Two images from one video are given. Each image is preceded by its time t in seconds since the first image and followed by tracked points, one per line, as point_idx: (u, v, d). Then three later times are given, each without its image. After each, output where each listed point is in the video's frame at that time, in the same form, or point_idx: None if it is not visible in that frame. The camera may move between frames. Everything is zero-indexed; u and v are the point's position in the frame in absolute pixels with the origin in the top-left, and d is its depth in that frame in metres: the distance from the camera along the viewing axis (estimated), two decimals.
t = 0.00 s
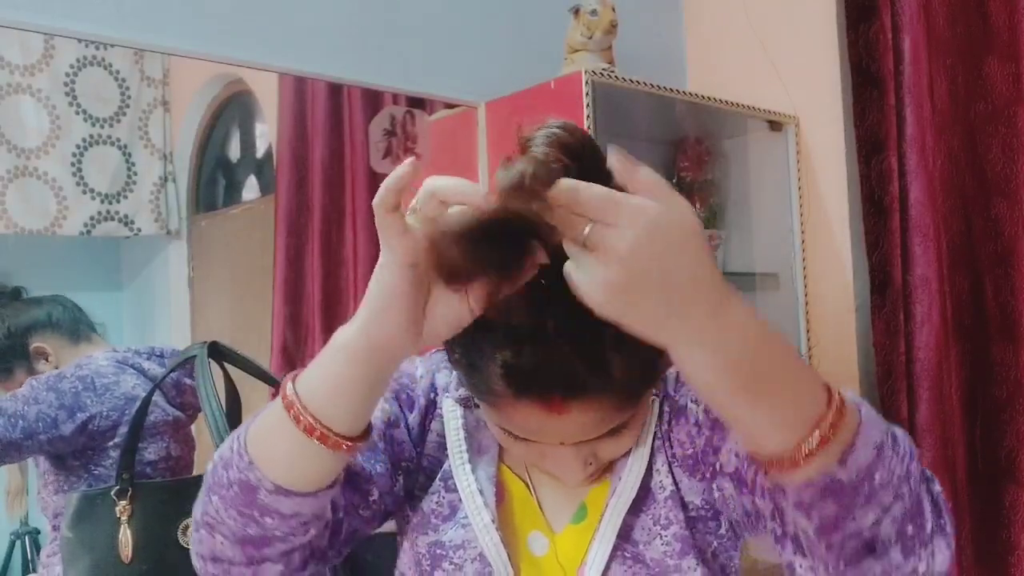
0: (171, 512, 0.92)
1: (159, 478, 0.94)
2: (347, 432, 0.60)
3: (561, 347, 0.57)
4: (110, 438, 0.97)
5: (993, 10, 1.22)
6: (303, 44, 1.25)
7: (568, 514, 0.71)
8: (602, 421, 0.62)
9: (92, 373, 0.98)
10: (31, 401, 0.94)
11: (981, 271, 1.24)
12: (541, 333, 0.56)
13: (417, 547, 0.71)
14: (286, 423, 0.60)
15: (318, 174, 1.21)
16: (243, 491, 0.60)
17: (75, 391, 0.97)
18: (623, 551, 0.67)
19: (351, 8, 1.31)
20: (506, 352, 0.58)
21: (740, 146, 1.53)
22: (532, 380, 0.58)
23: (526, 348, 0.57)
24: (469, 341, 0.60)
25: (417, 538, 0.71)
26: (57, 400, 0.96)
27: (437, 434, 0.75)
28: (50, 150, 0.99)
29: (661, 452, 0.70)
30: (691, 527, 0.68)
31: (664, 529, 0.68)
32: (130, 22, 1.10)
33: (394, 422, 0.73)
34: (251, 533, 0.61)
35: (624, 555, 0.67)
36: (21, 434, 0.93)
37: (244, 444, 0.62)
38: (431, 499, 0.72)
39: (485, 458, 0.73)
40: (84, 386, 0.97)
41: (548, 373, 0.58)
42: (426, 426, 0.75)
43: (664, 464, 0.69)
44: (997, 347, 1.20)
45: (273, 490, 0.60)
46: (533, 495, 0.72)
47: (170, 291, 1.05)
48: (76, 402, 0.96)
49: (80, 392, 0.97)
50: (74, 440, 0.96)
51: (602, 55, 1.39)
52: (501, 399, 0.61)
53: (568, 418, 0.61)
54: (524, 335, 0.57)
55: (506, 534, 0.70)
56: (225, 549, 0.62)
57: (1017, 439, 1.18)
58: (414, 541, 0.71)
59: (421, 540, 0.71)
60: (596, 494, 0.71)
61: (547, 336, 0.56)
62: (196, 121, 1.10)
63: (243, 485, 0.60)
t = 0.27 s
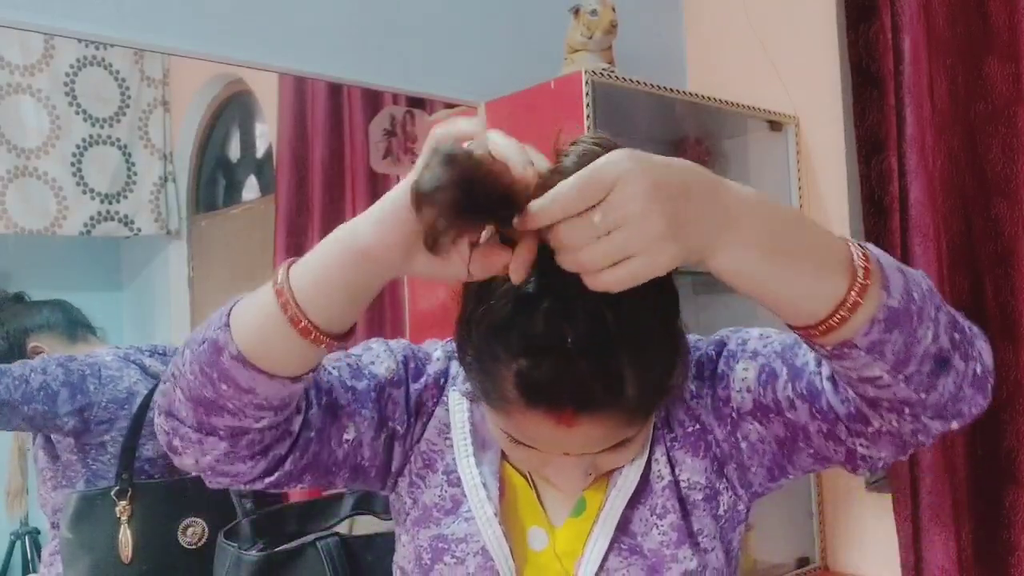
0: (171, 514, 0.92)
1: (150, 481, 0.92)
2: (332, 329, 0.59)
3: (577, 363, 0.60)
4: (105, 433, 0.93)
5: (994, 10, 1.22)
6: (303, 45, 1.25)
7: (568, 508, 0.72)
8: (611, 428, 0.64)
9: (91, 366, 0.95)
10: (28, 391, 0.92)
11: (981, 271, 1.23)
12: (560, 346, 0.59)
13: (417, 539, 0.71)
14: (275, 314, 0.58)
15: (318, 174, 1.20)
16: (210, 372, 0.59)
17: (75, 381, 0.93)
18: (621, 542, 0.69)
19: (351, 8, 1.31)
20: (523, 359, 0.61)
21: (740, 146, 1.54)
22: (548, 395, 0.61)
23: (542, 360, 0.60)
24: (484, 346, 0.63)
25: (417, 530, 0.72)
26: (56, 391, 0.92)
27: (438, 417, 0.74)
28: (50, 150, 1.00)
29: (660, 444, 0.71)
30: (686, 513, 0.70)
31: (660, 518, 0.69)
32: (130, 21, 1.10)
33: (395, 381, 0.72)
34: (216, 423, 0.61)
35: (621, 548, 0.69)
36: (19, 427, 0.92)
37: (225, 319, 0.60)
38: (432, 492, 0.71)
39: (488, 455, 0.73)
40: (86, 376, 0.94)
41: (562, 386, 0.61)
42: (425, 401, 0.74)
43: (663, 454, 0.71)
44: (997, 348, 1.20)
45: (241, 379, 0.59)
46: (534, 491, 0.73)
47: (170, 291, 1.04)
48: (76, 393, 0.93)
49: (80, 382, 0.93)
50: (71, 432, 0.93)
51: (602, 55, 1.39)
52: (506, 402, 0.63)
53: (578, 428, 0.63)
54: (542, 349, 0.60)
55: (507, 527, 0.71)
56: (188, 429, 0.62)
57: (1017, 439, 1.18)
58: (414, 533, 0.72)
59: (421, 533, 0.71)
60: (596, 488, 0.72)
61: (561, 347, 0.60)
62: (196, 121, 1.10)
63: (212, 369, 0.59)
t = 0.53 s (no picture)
0: (171, 514, 0.92)
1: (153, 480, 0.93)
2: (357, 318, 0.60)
3: (550, 359, 0.60)
4: (109, 433, 0.94)
5: (994, 11, 1.21)
6: (303, 45, 1.25)
7: (572, 508, 0.72)
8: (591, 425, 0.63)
9: (96, 367, 0.96)
10: (31, 392, 0.93)
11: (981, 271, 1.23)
12: (531, 335, 0.60)
13: (423, 538, 0.72)
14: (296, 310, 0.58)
15: (318, 174, 1.21)
16: (232, 369, 0.59)
17: (81, 382, 0.95)
18: (626, 544, 0.70)
19: (351, 8, 1.31)
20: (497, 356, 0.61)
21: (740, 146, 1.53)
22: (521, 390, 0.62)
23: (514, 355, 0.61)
24: (465, 344, 0.63)
25: (423, 529, 0.73)
26: (62, 392, 0.94)
27: (442, 417, 0.74)
28: (51, 150, 0.99)
29: (664, 446, 0.71)
30: (693, 517, 0.70)
31: (665, 522, 0.70)
32: (130, 22, 1.10)
33: (399, 381, 0.73)
34: (234, 420, 0.61)
35: (626, 549, 0.70)
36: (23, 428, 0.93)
37: (247, 315, 0.60)
38: (437, 492, 0.72)
39: (492, 455, 0.73)
40: (92, 377, 0.95)
41: (536, 385, 0.61)
42: (429, 401, 0.74)
43: (668, 458, 0.71)
44: (996, 348, 1.20)
45: (265, 374, 0.59)
46: (538, 490, 0.73)
47: (170, 291, 1.05)
48: (81, 394, 0.94)
49: (86, 383, 0.95)
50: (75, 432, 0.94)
51: (602, 55, 1.39)
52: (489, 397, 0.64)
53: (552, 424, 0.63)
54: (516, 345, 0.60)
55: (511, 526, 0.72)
56: (206, 431, 0.62)
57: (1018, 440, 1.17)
58: (419, 531, 0.73)
59: (427, 531, 0.72)
60: (598, 488, 0.72)
61: (531, 342, 0.60)
62: (196, 121, 1.10)
63: (234, 367, 0.59)
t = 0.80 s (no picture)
0: (171, 514, 0.92)
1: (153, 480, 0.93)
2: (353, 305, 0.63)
3: (523, 354, 0.60)
4: (110, 434, 0.94)
5: (994, 11, 1.22)
6: (302, 45, 1.25)
7: (569, 507, 0.72)
8: (573, 425, 0.63)
9: (97, 368, 0.97)
10: (32, 392, 0.93)
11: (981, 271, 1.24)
12: (505, 332, 0.60)
13: (420, 538, 0.72)
14: (292, 296, 0.61)
15: (318, 174, 1.21)
16: (227, 356, 0.62)
17: (82, 383, 0.95)
18: (622, 543, 0.70)
19: (351, 8, 1.31)
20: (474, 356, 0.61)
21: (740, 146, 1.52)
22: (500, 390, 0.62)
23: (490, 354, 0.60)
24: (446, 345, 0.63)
25: (420, 529, 0.72)
26: (63, 393, 0.94)
27: (439, 417, 0.75)
28: (51, 150, 0.99)
29: (662, 445, 0.71)
30: (690, 517, 0.70)
31: (662, 520, 0.69)
32: (130, 22, 1.10)
33: (395, 380, 0.74)
34: (229, 409, 0.63)
35: (623, 548, 0.69)
36: (23, 428, 0.92)
37: (242, 304, 0.63)
38: (434, 491, 0.73)
39: (490, 454, 0.73)
40: (93, 378, 0.96)
41: (513, 385, 0.61)
42: (426, 400, 0.75)
43: (666, 457, 0.71)
44: (996, 348, 1.20)
45: (259, 359, 0.61)
46: (535, 488, 0.73)
47: (170, 291, 1.05)
48: (83, 395, 0.94)
49: (87, 383, 0.95)
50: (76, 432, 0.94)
51: (602, 55, 1.39)
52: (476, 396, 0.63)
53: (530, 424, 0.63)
54: (491, 344, 0.60)
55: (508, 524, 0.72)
56: (200, 420, 0.64)
57: (1018, 440, 1.17)
58: (416, 531, 0.73)
59: (424, 531, 0.72)
60: (596, 488, 0.72)
61: (507, 341, 0.60)
62: (196, 121, 1.10)
63: (229, 354, 0.62)
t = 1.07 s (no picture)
0: (170, 514, 0.92)
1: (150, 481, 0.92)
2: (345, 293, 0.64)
3: (511, 343, 0.60)
4: (111, 434, 0.94)
5: (994, 11, 1.22)
6: (302, 45, 1.25)
7: (561, 504, 0.72)
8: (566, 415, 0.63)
9: (98, 368, 0.95)
10: (33, 392, 0.93)
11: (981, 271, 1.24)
12: (493, 322, 0.60)
13: (413, 536, 0.72)
14: (287, 279, 0.62)
15: (318, 173, 1.21)
16: (219, 333, 0.63)
17: (83, 382, 0.94)
18: (616, 538, 0.70)
19: (351, 8, 1.31)
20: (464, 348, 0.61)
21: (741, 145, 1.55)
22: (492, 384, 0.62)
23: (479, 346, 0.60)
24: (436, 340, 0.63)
25: (414, 526, 0.73)
26: (64, 392, 0.93)
27: (432, 413, 0.75)
28: (50, 150, 0.99)
29: (654, 440, 0.71)
30: (683, 512, 0.70)
31: (655, 516, 0.69)
32: (130, 22, 1.10)
33: (388, 375, 0.74)
34: (219, 387, 0.64)
35: (617, 543, 0.69)
36: (23, 428, 0.92)
37: (236, 286, 0.64)
38: (427, 489, 0.73)
39: (483, 451, 0.74)
40: (94, 378, 0.94)
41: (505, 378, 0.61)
42: (418, 397, 0.75)
43: (658, 452, 0.71)
44: (996, 348, 1.20)
45: (250, 337, 0.62)
46: (528, 485, 0.73)
47: (170, 290, 1.05)
48: (84, 395, 0.93)
49: (88, 383, 0.94)
50: (76, 432, 0.93)
51: (602, 55, 1.39)
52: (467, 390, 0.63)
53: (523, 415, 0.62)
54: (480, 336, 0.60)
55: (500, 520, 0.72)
56: (191, 399, 0.65)
57: (1018, 440, 1.18)
58: (410, 529, 0.73)
59: (417, 529, 0.72)
60: (588, 485, 0.72)
61: (496, 333, 0.60)
62: (196, 121, 1.10)
63: (222, 331, 0.63)
